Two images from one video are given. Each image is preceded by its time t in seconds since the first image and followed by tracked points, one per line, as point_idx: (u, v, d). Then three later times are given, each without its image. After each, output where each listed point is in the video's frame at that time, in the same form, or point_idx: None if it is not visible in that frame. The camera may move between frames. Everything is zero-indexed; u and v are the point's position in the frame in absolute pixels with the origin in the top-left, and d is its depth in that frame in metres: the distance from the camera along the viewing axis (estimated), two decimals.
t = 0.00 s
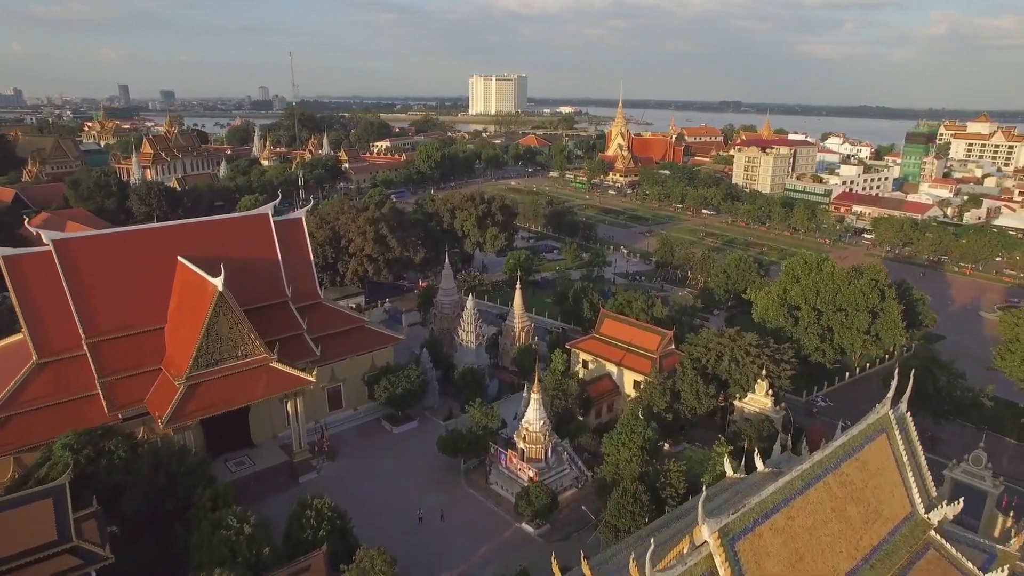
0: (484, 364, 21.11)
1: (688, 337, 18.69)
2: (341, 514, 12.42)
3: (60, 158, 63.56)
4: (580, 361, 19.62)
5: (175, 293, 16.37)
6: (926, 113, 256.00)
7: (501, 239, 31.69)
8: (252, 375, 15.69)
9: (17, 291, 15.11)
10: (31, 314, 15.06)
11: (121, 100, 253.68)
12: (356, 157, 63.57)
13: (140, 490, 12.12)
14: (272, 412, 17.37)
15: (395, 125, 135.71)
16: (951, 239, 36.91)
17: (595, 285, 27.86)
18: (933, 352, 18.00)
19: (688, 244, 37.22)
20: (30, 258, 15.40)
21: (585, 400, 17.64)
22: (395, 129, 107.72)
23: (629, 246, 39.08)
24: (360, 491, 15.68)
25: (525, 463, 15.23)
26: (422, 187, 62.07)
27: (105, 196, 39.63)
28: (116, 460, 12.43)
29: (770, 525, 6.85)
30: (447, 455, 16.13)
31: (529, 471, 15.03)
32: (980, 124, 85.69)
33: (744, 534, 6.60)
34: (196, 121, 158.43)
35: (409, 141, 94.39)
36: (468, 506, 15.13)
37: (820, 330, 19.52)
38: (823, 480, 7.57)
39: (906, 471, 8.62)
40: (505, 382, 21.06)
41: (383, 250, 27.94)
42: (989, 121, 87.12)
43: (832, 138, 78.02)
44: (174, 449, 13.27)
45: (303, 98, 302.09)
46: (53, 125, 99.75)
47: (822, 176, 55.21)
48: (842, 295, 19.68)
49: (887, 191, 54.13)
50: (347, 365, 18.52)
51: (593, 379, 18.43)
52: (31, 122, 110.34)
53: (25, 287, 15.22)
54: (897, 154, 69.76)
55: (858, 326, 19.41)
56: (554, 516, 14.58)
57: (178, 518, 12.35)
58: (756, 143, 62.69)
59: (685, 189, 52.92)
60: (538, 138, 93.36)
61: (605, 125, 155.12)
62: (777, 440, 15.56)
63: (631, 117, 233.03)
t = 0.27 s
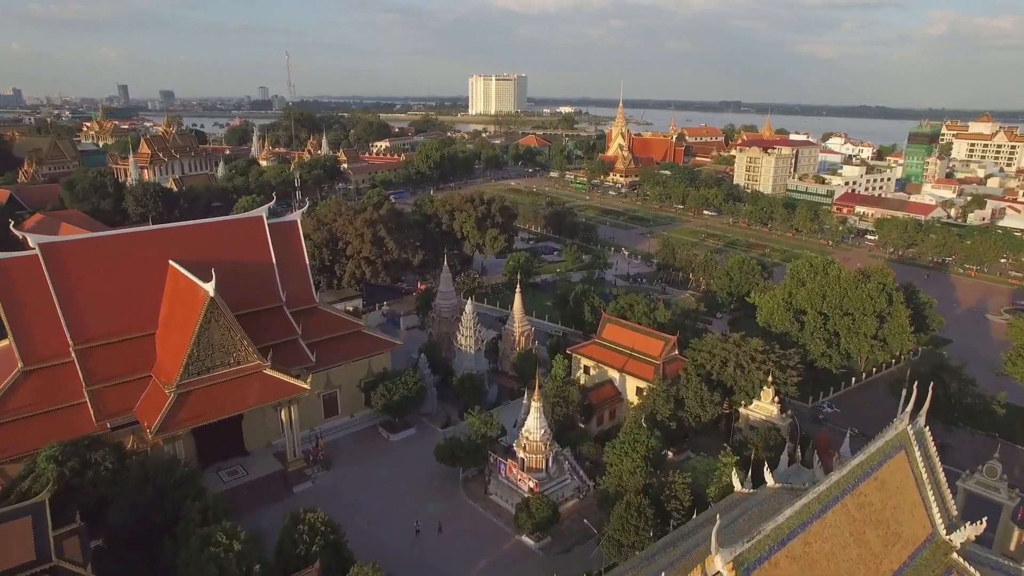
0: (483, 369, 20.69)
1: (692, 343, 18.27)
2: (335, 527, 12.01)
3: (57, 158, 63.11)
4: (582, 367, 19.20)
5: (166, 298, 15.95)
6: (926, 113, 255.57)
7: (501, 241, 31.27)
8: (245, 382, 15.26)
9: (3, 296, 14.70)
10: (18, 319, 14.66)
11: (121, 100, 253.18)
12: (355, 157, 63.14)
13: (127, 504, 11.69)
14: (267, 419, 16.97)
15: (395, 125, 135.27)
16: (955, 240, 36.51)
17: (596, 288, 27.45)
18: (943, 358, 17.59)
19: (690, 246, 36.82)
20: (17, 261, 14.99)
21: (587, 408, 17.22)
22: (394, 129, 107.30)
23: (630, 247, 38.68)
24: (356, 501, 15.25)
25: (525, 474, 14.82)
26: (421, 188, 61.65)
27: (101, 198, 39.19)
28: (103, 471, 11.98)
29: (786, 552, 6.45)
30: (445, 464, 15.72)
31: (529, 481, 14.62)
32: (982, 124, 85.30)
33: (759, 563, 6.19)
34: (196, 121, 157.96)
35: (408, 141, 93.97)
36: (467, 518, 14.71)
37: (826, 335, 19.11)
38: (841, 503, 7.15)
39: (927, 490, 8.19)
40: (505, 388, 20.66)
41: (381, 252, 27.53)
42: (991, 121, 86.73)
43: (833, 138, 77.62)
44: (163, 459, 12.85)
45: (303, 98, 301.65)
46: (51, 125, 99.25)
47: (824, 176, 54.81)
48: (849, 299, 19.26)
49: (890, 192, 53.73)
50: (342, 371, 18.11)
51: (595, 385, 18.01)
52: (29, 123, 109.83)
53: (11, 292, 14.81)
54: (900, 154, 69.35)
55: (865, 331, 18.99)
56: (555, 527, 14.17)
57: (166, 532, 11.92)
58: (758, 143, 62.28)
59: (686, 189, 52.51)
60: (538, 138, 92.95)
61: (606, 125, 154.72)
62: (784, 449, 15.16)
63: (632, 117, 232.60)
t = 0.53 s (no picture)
0: (482, 376, 20.19)
1: (696, 349, 17.76)
2: (328, 545, 11.52)
3: (52, 159, 62.51)
4: (583, 374, 18.70)
5: (155, 304, 15.45)
6: (927, 113, 255.10)
7: (500, 243, 30.78)
8: (236, 392, 14.76)
9: None
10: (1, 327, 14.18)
11: (119, 100, 252.51)
12: (353, 158, 62.60)
13: (110, 523, 11.18)
14: (259, 429, 16.47)
15: (393, 125, 134.68)
16: (961, 243, 36.07)
17: (597, 291, 26.97)
18: (955, 364, 17.09)
19: (692, 248, 36.34)
20: None
21: (589, 416, 16.73)
22: (393, 129, 106.75)
23: (631, 249, 38.21)
24: (350, 514, 14.76)
25: (526, 486, 14.32)
26: (420, 188, 61.14)
27: (95, 199, 38.64)
28: (86, 487, 11.44)
29: None
30: (443, 475, 15.23)
31: (529, 494, 14.12)
32: (984, 124, 84.91)
33: None
34: (193, 121, 157.25)
35: (407, 141, 93.44)
36: (465, 532, 14.22)
37: (833, 340, 18.63)
38: (865, 535, 6.66)
39: (956, 517, 7.68)
40: (504, 395, 20.18)
41: (378, 254, 27.01)
42: (993, 121, 86.28)
43: (835, 138, 77.16)
44: (151, 473, 12.36)
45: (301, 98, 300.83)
46: (47, 126, 98.58)
47: (827, 177, 54.32)
48: (858, 303, 18.77)
49: (893, 192, 53.27)
50: (337, 378, 17.63)
51: (597, 393, 17.51)
52: (25, 123, 109.16)
53: None
54: (902, 155, 68.90)
55: (874, 336, 18.50)
56: (556, 543, 13.69)
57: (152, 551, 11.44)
58: (759, 143, 61.79)
59: (688, 190, 52.03)
60: (538, 138, 92.44)
61: (605, 125, 154.25)
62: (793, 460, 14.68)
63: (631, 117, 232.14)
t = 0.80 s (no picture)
0: (481, 382, 19.76)
1: (701, 355, 17.33)
2: (320, 561, 11.12)
3: (49, 159, 62.02)
4: (585, 380, 18.28)
5: (144, 310, 15.01)
6: (927, 113, 254.62)
7: (500, 245, 30.36)
8: (228, 401, 14.31)
9: None
10: None
11: (118, 100, 252.09)
12: (352, 158, 62.15)
13: (94, 539, 10.73)
14: (252, 438, 16.04)
15: (392, 125, 134.19)
16: (966, 244, 35.65)
17: (598, 294, 26.56)
18: (966, 371, 16.67)
19: (694, 249, 35.92)
20: None
21: (591, 425, 16.30)
22: (392, 129, 106.27)
23: (632, 251, 37.79)
24: (345, 526, 14.33)
25: (526, 497, 13.89)
26: (419, 189, 60.70)
27: (90, 200, 38.19)
28: (70, 501, 11.06)
29: None
30: (440, 485, 14.82)
31: (529, 506, 13.71)
32: (986, 124, 84.52)
33: None
34: (192, 121, 156.77)
35: (406, 141, 92.98)
36: (463, 545, 13.81)
37: (840, 346, 18.20)
38: (885, 563, 6.25)
39: (981, 540, 7.26)
40: (503, 401, 19.76)
41: (376, 256, 26.57)
42: (995, 121, 85.83)
43: (836, 138, 76.71)
44: (138, 487, 11.95)
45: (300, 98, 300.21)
46: (44, 126, 98.05)
47: (829, 177, 53.89)
48: (865, 308, 18.34)
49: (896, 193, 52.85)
50: (332, 385, 17.22)
51: (598, 401, 17.10)
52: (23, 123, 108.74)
53: None
54: (904, 155, 68.46)
55: (882, 341, 18.07)
56: (557, 556, 13.28)
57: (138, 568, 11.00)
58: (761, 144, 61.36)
59: (689, 191, 51.60)
60: (537, 139, 91.98)
61: (605, 125, 153.82)
62: (801, 471, 14.28)
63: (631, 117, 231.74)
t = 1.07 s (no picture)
0: (480, 388, 19.34)
1: (705, 361, 16.90)
2: None
3: (46, 159, 61.59)
4: (586, 387, 17.88)
5: (134, 316, 14.57)
6: (928, 113, 254.25)
7: (499, 247, 29.93)
8: (219, 410, 13.89)
9: None
10: None
11: (117, 100, 251.50)
12: (351, 159, 61.72)
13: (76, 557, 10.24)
14: (245, 447, 15.61)
15: (392, 125, 133.78)
16: (971, 246, 35.26)
17: (599, 297, 26.15)
18: (978, 377, 16.25)
19: (696, 251, 35.49)
20: None
21: (593, 433, 15.87)
22: (391, 130, 105.85)
23: (633, 252, 37.38)
24: (340, 539, 13.89)
25: (526, 510, 13.46)
26: (418, 190, 60.29)
27: (85, 201, 37.78)
28: (53, 517, 10.64)
29: None
30: (438, 497, 14.39)
31: (530, 519, 13.29)
32: (987, 124, 84.17)
33: None
34: (191, 121, 156.36)
35: (405, 141, 92.57)
36: (462, 558, 13.38)
37: (848, 352, 17.79)
38: None
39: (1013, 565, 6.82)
40: (503, 408, 19.35)
41: (373, 259, 26.16)
42: (997, 121, 85.44)
43: (838, 138, 76.31)
44: (125, 501, 11.52)
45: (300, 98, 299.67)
46: (42, 126, 97.60)
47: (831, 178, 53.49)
48: (873, 313, 17.92)
49: (899, 194, 52.47)
50: (328, 393, 16.80)
51: (600, 409, 16.69)
52: (21, 123, 108.33)
53: None
54: (907, 155, 68.06)
55: (891, 347, 17.65)
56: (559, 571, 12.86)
57: None
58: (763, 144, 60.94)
59: (690, 192, 51.20)
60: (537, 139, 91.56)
61: (605, 125, 153.45)
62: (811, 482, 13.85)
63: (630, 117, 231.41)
